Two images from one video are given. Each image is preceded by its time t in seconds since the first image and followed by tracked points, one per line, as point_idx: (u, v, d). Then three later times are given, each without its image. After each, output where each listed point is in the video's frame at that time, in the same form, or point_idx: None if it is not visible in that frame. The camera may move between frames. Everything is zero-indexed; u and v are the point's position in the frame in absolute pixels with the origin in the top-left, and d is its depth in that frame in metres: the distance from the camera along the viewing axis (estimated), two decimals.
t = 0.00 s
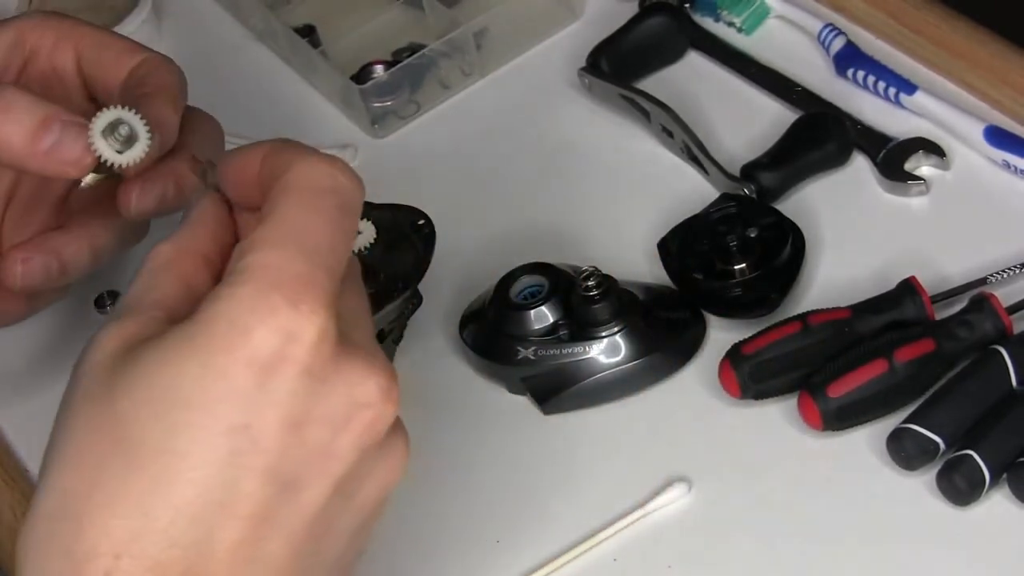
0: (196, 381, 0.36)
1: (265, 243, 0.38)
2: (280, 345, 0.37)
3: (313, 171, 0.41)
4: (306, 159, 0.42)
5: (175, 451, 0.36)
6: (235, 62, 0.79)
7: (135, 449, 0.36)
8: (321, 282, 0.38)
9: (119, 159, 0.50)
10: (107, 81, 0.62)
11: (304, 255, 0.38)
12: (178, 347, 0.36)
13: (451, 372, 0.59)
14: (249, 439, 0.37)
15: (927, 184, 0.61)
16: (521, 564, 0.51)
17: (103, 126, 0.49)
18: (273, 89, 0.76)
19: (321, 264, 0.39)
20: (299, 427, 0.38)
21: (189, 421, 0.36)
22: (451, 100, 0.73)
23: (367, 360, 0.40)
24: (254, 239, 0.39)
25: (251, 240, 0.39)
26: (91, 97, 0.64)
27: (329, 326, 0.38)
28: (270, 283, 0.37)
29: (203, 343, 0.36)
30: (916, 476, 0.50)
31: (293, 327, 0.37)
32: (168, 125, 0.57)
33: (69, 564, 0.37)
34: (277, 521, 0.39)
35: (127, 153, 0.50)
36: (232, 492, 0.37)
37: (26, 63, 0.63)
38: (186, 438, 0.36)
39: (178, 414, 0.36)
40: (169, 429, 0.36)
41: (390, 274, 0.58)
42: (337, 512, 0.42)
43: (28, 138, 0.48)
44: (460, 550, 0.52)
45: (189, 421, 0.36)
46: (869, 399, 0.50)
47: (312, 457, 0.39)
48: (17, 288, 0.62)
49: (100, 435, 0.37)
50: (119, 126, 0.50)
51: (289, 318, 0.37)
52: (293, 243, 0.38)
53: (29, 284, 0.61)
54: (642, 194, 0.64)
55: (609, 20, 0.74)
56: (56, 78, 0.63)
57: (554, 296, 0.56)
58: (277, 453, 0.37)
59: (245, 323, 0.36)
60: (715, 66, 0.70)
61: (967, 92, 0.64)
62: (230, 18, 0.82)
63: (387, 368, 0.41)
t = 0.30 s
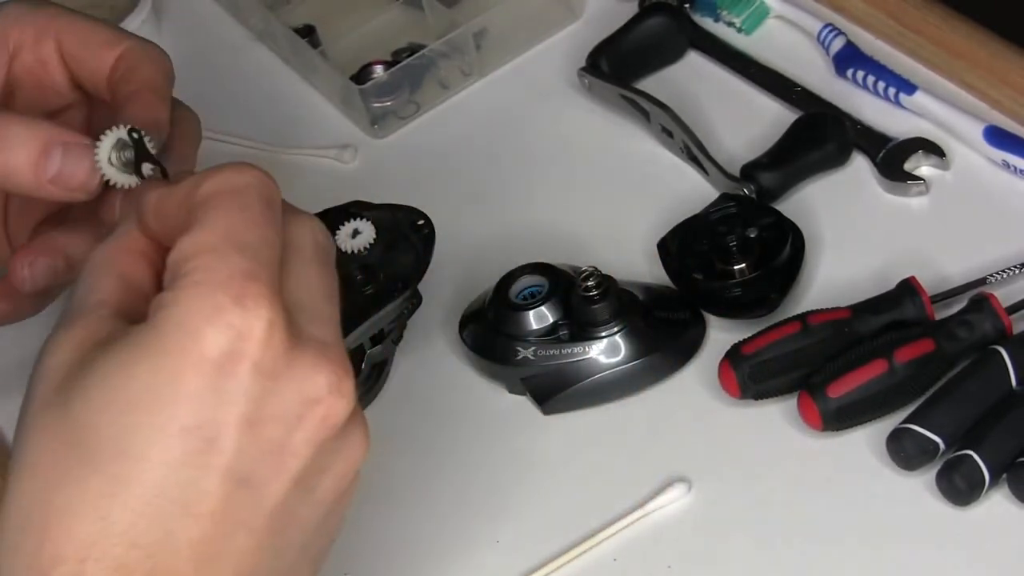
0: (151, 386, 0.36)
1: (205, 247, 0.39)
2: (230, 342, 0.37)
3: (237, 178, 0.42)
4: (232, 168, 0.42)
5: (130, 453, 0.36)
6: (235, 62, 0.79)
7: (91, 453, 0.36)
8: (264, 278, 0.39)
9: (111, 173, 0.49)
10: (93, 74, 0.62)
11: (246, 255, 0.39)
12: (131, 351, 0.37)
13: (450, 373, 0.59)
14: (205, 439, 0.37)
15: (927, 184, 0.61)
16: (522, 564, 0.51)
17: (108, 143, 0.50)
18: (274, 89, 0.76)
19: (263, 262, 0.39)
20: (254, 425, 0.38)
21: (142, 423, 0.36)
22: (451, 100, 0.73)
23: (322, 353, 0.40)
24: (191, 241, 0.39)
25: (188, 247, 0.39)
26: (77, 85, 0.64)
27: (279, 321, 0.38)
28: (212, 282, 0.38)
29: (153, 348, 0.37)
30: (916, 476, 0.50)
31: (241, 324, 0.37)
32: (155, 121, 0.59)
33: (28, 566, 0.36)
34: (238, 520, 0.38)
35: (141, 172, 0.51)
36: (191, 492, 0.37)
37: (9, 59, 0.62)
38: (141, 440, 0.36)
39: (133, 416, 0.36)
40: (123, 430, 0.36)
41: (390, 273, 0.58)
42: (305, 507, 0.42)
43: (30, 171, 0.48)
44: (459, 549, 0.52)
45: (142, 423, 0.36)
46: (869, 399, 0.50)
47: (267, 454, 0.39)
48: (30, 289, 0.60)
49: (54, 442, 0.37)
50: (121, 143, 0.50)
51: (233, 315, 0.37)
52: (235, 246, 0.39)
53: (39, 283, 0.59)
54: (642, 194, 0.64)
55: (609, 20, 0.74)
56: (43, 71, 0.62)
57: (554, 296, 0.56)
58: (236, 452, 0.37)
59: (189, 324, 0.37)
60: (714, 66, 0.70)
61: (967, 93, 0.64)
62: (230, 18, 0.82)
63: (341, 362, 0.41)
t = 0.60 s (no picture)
0: (133, 390, 0.36)
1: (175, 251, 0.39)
2: (202, 347, 0.37)
3: (209, 184, 0.42)
4: (202, 175, 0.42)
5: (113, 457, 0.36)
6: (235, 62, 0.79)
7: (73, 458, 0.36)
8: (235, 281, 0.39)
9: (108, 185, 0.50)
10: (63, 54, 0.61)
11: (216, 258, 0.39)
12: (104, 356, 0.37)
13: (450, 373, 0.59)
14: (178, 443, 0.37)
15: (927, 184, 0.61)
16: (523, 564, 0.51)
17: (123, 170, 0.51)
18: (273, 89, 0.76)
19: (233, 265, 0.39)
20: (227, 426, 0.38)
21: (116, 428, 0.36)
22: (450, 101, 0.73)
23: (293, 353, 0.40)
24: (161, 246, 0.39)
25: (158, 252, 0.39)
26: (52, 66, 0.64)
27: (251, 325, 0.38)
28: (184, 284, 0.38)
29: (125, 354, 0.36)
30: (917, 476, 0.50)
31: (212, 328, 0.37)
32: (129, 105, 0.57)
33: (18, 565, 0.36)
34: (213, 522, 0.38)
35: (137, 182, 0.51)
36: (169, 494, 0.37)
37: None
38: (115, 445, 0.36)
39: (107, 422, 0.36)
40: (97, 436, 0.36)
41: (390, 273, 0.58)
42: (279, 508, 0.41)
43: (34, 204, 0.48)
44: (458, 549, 0.52)
45: (115, 428, 0.36)
46: (869, 399, 0.50)
47: (239, 455, 0.38)
48: (38, 279, 0.61)
49: (38, 449, 0.37)
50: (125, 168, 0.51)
51: (203, 319, 0.37)
52: (204, 249, 0.39)
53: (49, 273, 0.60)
54: (642, 194, 0.64)
55: (609, 20, 0.74)
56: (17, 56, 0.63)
57: (554, 296, 0.56)
58: (208, 453, 0.37)
59: (159, 330, 0.37)
60: (714, 66, 0.70)
61: (967, 92, 0.64)
62: (230, 18, 0.82)
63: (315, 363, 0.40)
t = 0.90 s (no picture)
0: (160, 393, 0.37)
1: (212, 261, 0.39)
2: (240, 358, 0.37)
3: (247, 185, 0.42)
4: (239, 175, 0.42)
5: (133, 459, 0.36)
6: (235, 62, 0.79)
7: (98, 460, 0.36)
8: (272, 293, 0.39)
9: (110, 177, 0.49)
10: (58, 48, 0.61)
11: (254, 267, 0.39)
12: (137, 362, 0.37)
13: (450, 373, 0.59)
14: (207, 452, 0.37)
15: (927, 184, 0.61)
16: (522, 564, 0.51)
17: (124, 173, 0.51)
18: (273, 89, 0.76)
19: (271, 274, 0.40)
20: (258, 439, 0.38)
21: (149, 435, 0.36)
22: (450, 100, 0.73)
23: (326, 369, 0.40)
24: (204, 251, 0.39)
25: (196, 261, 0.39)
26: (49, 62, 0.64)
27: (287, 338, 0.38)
28: (227, 294, 0.38)
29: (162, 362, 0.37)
30: (917, 476, 0.50)
31: (251, 340, 0.37)
32: (121, 95, 0.55)
33: (27, 566, 0.36)
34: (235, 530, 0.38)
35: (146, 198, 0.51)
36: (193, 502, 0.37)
37: None
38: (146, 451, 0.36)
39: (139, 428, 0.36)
40: (128, 442, 0.36)
41: (389, 272, 0.58)
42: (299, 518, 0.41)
43: (33, 201, 0.48)
44: (456, 549, 0.52)
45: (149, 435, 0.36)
46: (869, 397, 0.50)
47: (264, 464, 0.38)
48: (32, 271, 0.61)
49: (59, 449, 0.37)
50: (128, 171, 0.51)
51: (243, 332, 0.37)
52: (242, 259, 0.39)
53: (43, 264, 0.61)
54: (641, 194, 0.64)
55: (609, 20, 0.74)
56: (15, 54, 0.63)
57: (554, 296, 0.56)
58: (237, 467, 0.37)
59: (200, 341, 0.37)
60: (714, 66, 0.70)
61: (967, 93, 0.64)
62: (230, 18, 0.82)
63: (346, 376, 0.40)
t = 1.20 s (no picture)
0: (209, 404, 0.38)
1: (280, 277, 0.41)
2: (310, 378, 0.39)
3: (302, 205, 0.43)
4: (290, 191, 0.44)
5: (195, 465, 0.38)
6: (235, 62, 0.79)
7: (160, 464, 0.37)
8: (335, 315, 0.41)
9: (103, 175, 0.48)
10: (52, 45, 0.61)
11: (320, 286, 0.41)
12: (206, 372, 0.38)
13: (450, 373, 0.59)
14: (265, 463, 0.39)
15: (927, 184, 0.61)
16: (522, 563, 0.51)
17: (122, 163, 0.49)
18: (274, 88, 0.76)
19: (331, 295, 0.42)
20: (302, 450, 0.40)
21: (214, 442, 0.38)
22: (450, 100, 0.73)
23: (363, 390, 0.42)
24: (269, 268, 0.41)
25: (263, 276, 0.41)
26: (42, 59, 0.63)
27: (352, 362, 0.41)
28: (295, 311, 0.40)
29: (234, 373, 0.38)
30: (916, 476, 0.50)
31: (323, 359, 0.39)
32: (113, 91, 0.55)
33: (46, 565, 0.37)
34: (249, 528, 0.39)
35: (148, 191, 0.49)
36: (246, 508, 0.39)
37: None
38: (211, 457, 0.38)
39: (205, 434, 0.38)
40: (193, 447, 0.38)
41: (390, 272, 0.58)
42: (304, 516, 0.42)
43: (30, 197, 0.48)
44: (456, 548, 0.52)
45: (214, 443, 0.38)
46: (869, 397, 0.50)
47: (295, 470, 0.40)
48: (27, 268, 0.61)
49: (116, 450, 0.37)
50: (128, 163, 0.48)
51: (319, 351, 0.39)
52: (307, 279, 0.41)
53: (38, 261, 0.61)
54: (641, 194, 0.64)
55: (609, 20, 0.74)
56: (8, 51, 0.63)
57: (554, 296, 0.56)
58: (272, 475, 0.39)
59: (274, 356, 0.39)
60: (714, 66, 0.70)
61: (967, 93, 0.64)
62: (230, 18, 0.82)
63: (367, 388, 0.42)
